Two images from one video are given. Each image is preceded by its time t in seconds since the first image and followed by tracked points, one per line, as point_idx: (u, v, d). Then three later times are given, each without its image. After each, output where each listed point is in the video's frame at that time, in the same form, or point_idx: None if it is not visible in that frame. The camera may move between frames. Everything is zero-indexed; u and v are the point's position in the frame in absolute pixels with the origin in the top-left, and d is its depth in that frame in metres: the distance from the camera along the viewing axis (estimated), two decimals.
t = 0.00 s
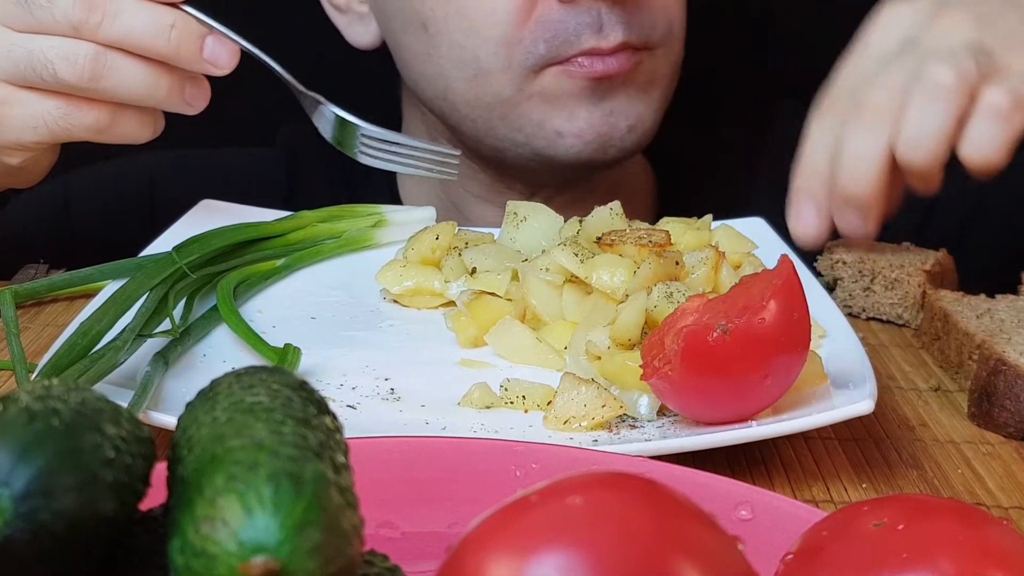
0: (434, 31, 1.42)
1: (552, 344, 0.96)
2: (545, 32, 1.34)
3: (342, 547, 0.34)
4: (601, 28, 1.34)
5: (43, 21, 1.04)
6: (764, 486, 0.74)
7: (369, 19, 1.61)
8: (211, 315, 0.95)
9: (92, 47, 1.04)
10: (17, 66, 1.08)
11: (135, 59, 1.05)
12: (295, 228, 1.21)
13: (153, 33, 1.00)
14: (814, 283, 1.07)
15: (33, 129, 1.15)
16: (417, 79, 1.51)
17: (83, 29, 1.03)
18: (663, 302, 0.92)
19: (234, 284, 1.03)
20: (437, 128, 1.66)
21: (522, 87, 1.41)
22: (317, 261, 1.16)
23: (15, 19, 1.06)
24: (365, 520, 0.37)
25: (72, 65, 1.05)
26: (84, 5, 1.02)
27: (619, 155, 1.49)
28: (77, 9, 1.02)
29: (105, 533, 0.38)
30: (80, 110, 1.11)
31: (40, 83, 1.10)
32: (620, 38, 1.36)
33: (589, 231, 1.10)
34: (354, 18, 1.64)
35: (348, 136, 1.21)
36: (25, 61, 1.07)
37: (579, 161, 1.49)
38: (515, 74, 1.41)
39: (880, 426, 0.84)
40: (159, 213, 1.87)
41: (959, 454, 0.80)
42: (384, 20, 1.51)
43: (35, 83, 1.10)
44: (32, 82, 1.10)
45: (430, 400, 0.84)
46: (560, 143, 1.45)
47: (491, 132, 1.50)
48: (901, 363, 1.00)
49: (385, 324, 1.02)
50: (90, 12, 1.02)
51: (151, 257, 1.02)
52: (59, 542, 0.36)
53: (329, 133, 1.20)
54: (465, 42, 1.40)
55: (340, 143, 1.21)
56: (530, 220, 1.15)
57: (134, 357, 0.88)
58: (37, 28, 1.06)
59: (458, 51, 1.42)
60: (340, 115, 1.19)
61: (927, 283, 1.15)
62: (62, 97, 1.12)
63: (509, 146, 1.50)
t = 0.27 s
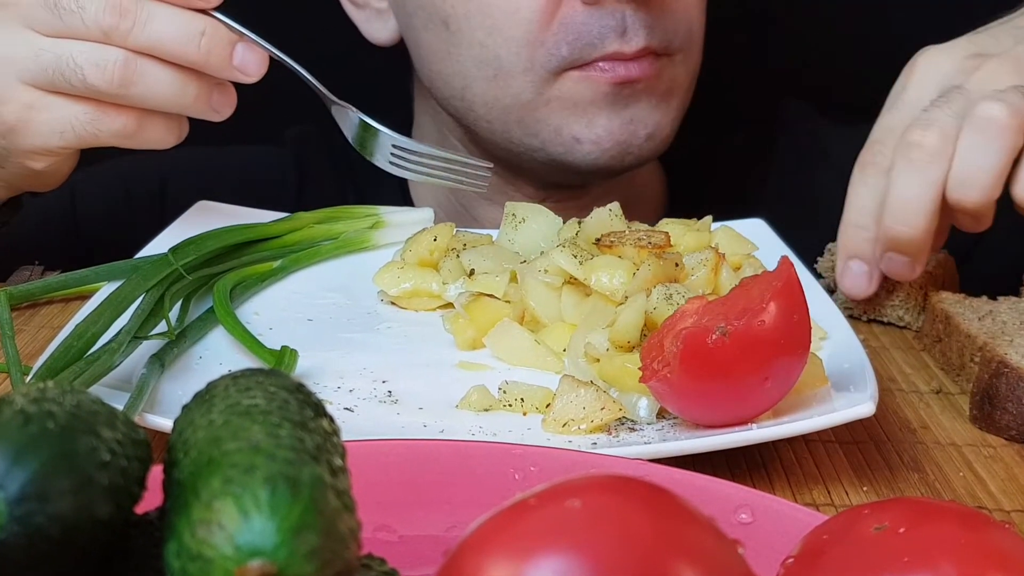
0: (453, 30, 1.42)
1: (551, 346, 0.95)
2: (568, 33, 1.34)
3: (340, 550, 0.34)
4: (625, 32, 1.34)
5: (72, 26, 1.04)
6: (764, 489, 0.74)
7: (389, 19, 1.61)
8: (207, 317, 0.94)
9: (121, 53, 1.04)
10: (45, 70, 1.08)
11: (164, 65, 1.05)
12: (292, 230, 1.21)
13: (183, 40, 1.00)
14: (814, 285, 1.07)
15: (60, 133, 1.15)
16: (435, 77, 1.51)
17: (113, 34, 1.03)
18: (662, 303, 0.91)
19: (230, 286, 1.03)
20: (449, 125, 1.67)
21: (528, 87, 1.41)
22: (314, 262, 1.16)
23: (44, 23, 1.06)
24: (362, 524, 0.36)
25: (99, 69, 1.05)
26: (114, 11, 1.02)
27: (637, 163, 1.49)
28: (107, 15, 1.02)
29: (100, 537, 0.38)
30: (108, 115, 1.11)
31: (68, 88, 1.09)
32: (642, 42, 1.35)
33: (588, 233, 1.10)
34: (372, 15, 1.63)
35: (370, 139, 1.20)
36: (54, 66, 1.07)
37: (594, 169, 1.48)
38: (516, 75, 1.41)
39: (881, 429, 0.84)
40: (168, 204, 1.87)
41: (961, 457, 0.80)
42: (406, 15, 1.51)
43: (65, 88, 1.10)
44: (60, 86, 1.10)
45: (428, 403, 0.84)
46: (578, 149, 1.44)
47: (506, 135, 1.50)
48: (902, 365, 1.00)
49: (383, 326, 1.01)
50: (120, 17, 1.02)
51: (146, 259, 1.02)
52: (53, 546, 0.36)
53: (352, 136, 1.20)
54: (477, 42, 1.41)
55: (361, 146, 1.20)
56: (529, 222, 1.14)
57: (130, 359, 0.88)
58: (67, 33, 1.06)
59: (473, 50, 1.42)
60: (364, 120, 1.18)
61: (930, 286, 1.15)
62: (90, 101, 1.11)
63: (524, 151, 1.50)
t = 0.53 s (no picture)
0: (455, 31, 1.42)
1: (550, 348, 0.95)
2: (570, 38, 1.34)
3: (337, 554, 0.33)
4: (627, 38, 1.33)
5: (57, 25, 1.04)
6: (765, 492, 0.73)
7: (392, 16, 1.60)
8: (203, 319, 0.94)
9: (107, 54, 1.04)
10: (30, 70, 1.08)
11: (150, 65, 1.04)
12: (289, 231, 1.20)
13: (169, 40, 1.00)
14: (814, 287, 1.07)
15: (45, 134, 1.14)
16: (438, 77, 1.51)
17: (98, 35, 1.03)
18: (662, 306, 0.91)
19: (226, 287, 1.02)
20: (452, 125, 1.66)
21: (530, 89, 1.41)
22: (312, 264, 1.16)
23: (30, 22, 1.06)
24: (360, 527, 0.36)
25: (84, 70, 1.05)
26: (100, 11, 1.02)
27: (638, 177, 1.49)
28: (93, 14, 1.02)
29: (96, 540, 0.37)
30: (94, 117, 1.11)
31: (52, 89, 1.09)
32: (645, 47, 1.35)
33: (587, 234, 1.09)
34: (376, 13, 1.62)
35: (358, 144, 1.20)
36: (39, 66, 1.07)
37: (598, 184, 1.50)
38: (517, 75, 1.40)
39: (883, 432, 0.84)
40: (166, 209, 1.85)
41: (963, 461, 0.80)
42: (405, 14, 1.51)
43: (49, 89, 1.10)
44: (44, 86, 1.09)
45: (426, 405, 0.84)
46: (578, 158, 1.45)
47: (508, 140, 1.49)
48: (903, 367, 0.99)
49: (381, 328, 1.01)
50: (105, 17, 1.02)
51: (142, 260, 1.02)
52: (49, 549, 0.36)
53: (340, 141, 1.18)
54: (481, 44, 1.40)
55: (349, 151, 1.19)
56: (527, 224, 1.14)
57: (126, 361, 0.87)
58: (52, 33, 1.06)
59: (475, 51, 1.42)
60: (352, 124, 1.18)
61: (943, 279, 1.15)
62: (75, 102, 1.11)
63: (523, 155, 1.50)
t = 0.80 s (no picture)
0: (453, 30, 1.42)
1: (548, 351, 0.95)
2: (559, 18, 1.34)
3: (335, 558, 0.33)
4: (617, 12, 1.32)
5: (34, 29, 1.03)
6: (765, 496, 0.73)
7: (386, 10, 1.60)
8: (200, 321, 0.94)
9: (86, 58, 1.04)
10: (8, 76, 1.07)
11: (130, 70, 1.05)
12: (286, 233, 1.20)
13: (148, 45, 1.00)
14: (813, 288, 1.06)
15: (25, 141, 1.13)
16: (435, 77, 1.50)
17: (75, 39, 1.02)
18: (662, 308, 0.91)
19: (223, 289, 1.02)
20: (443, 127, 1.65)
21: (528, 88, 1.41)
22: (309, 265, 1.16)
23: (6, 27, 1.05)
24: (358, 531, 0.36)
25: (64, 75, 1.04)
26: (77, 16, 1.01)
27: (632, 176, 1.49)
28: (70, 19, 1.01)
29: (92, 544, 0.37)
30: (74, 122, 1.11)
31: (30, 94, 1.08)
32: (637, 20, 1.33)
33: (586, 236, 1.09)
34: (370, 9, 1.62)
35: (341, 145, 1.20)
36: (17, 72, 1.06)
37: (589, 180, 1.49)
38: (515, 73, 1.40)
39: (884, 435, 0.83)
40: (156, 216, 1.84)
41: (965, 464, 0.79)
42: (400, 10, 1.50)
43: (27, 94, 1.09)
44: (22, 92, 1.09)
45: (423, 408, 0.83)
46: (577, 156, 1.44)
47: (503, 137, 1.48)
48: (904, 369, 0.99)
49: (378, 330, 1.01)
50: (82, 22, 1.01)
51: (138, 261, 1.01)
52: (44, 553, 0.35)
53: (324, 142, 1.18)
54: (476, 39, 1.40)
55: (333, 152, 1.20)
56: (526, 225, 1.14)
57: (122, 364, 0.87)
58: (28, 38, 1.04)
59: (474, 50, 1.41)
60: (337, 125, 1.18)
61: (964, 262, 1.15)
62: (55, 108, 1.11)
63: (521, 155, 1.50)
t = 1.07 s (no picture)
0: (447, 31, 1.41)
1: (547, 353, 0.94)
2: None
3: (332, 562, 0.33)
4: None
5: (10, 45, 1.02)
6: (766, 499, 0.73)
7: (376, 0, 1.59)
8: (196, 323, 0.93)
9: (63, 74, 1.04)
10: None
11: (108, 86, 1.05)
12: (282, 234, 1.20)
13: (126, 62, 1.00)
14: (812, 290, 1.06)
15: None
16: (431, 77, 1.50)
17: (53, 55, 1.02)
18: (661, 310, 0.90)
19: (219, 291, 1.02)
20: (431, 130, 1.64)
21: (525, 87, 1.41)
22: (307, 267, 1.15)
23: None
24: (355, 534, 0.35)
25: (40, 92, 1.04)
26: (54, 32, 1.01)
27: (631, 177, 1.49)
28: (47, 35, 1.01)
29: (87, 549, 0.37)
30: (52, 137, 1.10)
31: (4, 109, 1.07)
32: None
33: (585, 238, 1.09)
34: None
35: (319, 163, 1.19)
36: None
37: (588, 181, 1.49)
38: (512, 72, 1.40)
39: (885, 437, 0.83)
40: (141, 223, 1.85)
41: (966, 467, 0.79)
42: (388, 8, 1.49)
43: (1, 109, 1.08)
44: None
45: (421, 411, 0.83)
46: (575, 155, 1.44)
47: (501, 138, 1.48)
48: (905, 371, 0.99)
49: (376, 333, 1.00)
50: (60, 38, 1.01)
51: (134, 263, 1.01)
52: (39, 557, 0.35)
53: (302, 159, 1.18)
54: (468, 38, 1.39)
55: (312, 169, 1.19)
56: (525, 226, 1.14)
57: (117, 366, 0.87)
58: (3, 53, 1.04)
59: (469, 49, 1.41)
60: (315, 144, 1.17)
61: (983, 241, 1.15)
62: (30, 124, 1.10)
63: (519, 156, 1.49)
